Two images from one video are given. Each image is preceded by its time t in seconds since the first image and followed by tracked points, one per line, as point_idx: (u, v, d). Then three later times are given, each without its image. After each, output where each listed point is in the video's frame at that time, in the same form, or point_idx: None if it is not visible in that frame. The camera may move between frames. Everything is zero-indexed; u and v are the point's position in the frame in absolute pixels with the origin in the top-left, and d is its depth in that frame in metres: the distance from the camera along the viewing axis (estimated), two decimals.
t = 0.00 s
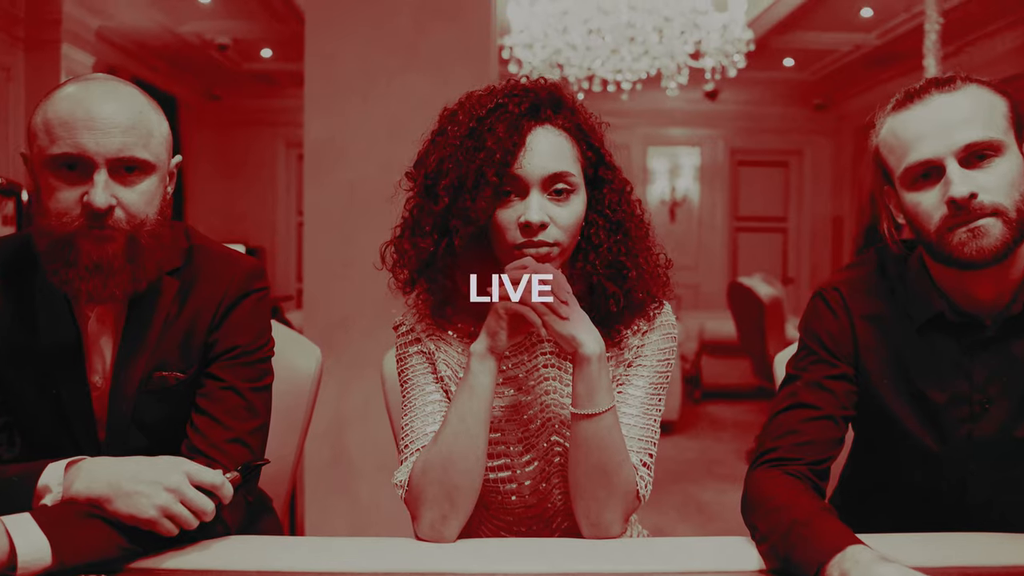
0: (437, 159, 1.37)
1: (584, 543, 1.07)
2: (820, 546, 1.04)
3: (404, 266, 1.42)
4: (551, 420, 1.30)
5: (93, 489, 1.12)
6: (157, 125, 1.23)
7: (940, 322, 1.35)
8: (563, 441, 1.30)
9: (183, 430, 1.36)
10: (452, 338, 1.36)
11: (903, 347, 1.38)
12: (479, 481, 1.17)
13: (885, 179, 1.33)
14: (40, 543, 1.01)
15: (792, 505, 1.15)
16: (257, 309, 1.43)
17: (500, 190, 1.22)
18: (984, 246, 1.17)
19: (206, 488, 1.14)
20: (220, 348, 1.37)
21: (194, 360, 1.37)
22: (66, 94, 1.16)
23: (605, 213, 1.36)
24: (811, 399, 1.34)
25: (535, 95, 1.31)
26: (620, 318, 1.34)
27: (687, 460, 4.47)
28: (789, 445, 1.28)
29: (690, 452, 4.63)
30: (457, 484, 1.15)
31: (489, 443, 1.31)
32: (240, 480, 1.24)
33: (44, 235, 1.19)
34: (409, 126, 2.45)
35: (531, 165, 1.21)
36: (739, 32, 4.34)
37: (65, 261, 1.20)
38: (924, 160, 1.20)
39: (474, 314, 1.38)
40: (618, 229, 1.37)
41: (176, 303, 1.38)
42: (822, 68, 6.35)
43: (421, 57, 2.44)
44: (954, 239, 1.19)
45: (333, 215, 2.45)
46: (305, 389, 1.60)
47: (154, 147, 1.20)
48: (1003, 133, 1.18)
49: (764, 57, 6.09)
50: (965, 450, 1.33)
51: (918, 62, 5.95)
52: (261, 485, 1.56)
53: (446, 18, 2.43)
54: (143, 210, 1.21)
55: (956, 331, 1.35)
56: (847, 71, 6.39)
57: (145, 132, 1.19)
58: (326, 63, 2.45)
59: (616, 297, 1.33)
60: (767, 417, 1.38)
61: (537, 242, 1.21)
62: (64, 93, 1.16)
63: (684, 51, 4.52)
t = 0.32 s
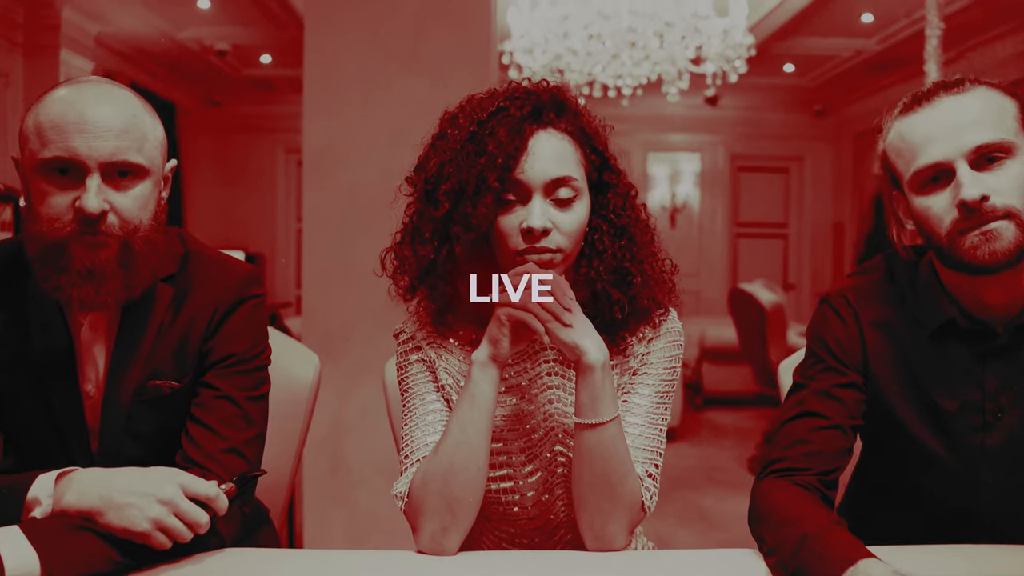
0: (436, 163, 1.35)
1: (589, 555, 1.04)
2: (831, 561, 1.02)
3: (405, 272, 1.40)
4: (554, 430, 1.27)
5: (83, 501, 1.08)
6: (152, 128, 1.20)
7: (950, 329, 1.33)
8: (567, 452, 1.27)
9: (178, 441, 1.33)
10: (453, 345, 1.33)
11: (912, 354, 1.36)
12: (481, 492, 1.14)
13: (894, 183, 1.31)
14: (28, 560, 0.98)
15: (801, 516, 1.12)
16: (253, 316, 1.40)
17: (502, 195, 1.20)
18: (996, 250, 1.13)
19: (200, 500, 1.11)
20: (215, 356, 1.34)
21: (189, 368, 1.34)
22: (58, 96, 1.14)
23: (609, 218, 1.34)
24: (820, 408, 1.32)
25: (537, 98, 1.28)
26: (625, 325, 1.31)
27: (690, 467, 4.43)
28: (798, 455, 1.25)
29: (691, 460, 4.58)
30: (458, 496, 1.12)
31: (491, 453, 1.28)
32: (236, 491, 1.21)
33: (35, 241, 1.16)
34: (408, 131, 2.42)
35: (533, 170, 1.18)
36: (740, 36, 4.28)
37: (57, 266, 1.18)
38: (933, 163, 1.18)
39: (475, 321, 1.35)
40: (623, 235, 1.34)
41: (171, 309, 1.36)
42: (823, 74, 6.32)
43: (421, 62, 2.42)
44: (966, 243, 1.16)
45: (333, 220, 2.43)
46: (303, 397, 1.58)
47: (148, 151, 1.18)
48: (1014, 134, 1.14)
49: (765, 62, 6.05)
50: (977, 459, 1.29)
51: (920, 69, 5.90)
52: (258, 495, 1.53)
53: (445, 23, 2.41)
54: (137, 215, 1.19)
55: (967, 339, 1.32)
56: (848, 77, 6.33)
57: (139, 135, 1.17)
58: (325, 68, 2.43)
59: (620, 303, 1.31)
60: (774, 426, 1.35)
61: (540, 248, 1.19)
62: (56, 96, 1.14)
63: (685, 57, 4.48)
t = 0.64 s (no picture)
0: (436, 166, 1.32)
1: (594, 567, 1.01)
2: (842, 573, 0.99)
3: (405, 278, 1.38)
4: (557, 439, 1.25)
5: (74, 513, 1.05)
6: (146, 131, 1.18)
7: (961, 337, 1.30)
8: (570, 462, 1.24)
9: (172, 452, 1.30)
10: (454, 353, 1.30)
11: (922, 362, 1.33)
12: (483, 503, 1.11)
13: (903, 187, 1.29)
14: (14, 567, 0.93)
15: (811, 527, 1.10)
16: (250, 324, 1.37)
17: (503, 200, 1.18)
18: (1012, 255, 1.12)
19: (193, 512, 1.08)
20: (210, 364, 1.31)
21: (183, 377, 1.32)
22: (50, 98, 1.12)
23: (613, 223, 1.31)
24: (827, 417, 1.29)
25: (539, 100, 1.26)
26: (629, 332, 1.29)
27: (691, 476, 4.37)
28: (806, 465, 1.22)
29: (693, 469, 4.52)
30: (459, 507, 1.09)
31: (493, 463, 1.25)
32: (231, 502, 1.18)
33: (25, 247, 1.13)
34: (408, 136, 2.40)
35: (536, 173, 1.16)
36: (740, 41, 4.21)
37: (49, 273, 1.15)
38: (947, 165, 1.15)
39: (476, 328, 1.33)
40: (627, 239, 1.32)
41: (166, 316, 1.33)
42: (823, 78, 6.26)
43: (420, 66, 2.39)
44: (979, 247, 1.14)
45: (332, 226, 2.40)
46: (299, 406, 1.55)
47: (142, 154, 1.16)
48: None
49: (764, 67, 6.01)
50: (988, 468, 1.27)
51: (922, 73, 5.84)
52: (254, 506, 1.50)
53: (445, 27, 2.39)
54: (130, 220, 1.17)
55: (978, 346, 1.29)
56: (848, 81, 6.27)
57: (132, 138, 1.14)
58: (324, 72, 2.41)
59: (625, 310, 1.28)
60: (781, 435, 1.32)
61: (542, 253, 1.16)
62: (48, 98, 1.12)
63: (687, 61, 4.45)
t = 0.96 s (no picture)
0: (437, 168, 1.30)
1: None
2: None
3: (405, 282, 1.35)
4: (560, 447, 1.22)
5: (64, 522, 1.03)
6: (140, 132, 1.16)
7: (970, 340, 1.27)
8: (574, 470, 1.21)
9: (167, 461, 1.27)
10: (456, 359, 1.27)
11: (930, 367, 1.30)
12: (484, 512, 1.09)
13: (916, 185, 1.27)
14: None
15: (821, 538, 1.07)
16: (247, 328, 1.34)
17: (506, 201, 1.15)
18: None
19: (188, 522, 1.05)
20: (205, 370, 1.28)
21: (178, 382, 1.29)
22: (42, 97, 1.09)
23: (617, 225, 1.29)
24: (835, 423, 1.26)
25: (542, 99, 1.23)
26: (634, 337, 1.26)
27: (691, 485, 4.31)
28: (814, 473, 1.20)
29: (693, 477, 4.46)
30: (459, 517, 1.07)
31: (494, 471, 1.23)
32: (226, 511, 1.16)
33: (16, 249, 1.12)
34: (407, 138, 2.37)
35: (539, 174, 1.13)
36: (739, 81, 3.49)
37: (40, 275, 1.13)
38: (966, 163, 1.13)
39: (478, 333, 1.30)
40: (632, 242, 1.29)
41: (160, 320, 1.30)
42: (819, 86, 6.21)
43: (420, 69, 2.37)
44: (998, 248, 1.12)
45: (331, 230, 2.38)
46: (297, 412, 1.52)
47: (136, 154, 1.13)
48: None
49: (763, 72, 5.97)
50: (1000, 475, 1.24)
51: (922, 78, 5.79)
52: (250, 514, 1.48)
53: (445, 30, 2.38)
54: (124, 222, 1.14)
55: (988, 350, 1.27)
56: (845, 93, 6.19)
57: (126, 138, 1.12)
58: (323, 74, 2.39)
59: (630, 314, 1.25)
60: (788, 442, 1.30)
61: (545, 257, 1.14)
62: (40, 97, 1.10)
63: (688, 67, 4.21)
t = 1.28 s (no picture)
0: (439, 168, 1.27)
1: None
2: None
3: (406, 284, 1.32)
4: (564, 454, 1.19)
5: (53, 531, 1.01)
6: (136, 131, 1.14)
7: (982, 345, 1.25)
8: (578, 478, 1.19)
9: (161, 468, 1.25)
10: (457, 364, 1.25)
11: (942, 373, 1.27)
12: (486, 520, 1.06)
13: (931, 183, 1.24)
14: None
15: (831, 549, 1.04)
16: (242, 334, 1.31)
17: (509, 202, 1.14)
18: None
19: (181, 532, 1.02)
20: (200, 375, 1.25)
21: (173, 388, 1.26)
22: (36, 95, 1.08)
23: (623, 227, 1.26)
24: (844, 429, 1.22)
25: (546, 98, 1.21)
26: (640, 342, 1.23)
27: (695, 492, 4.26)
28: (823, 480, 1.17)
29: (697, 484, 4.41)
30: (460, 525, 1.05)
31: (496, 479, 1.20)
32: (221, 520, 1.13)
33: (8, 250, 1.09)
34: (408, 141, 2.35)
35: (544, 174, 1.12)
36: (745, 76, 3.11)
37: (31, 278, 1.10)
38: (987, 164, 1.11)
39: (481, 338, 1.27)
40: (637, 245, 1.27)
41: (155, 324, 1.27)
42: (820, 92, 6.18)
43: (420, 72, 2.35)
44: (1016, 253, 1.11)
45: (331, 235, 2.35)
46: (295, 418, 1.49)
47: (132, 154, 1.12)
48: None
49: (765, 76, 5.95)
50: (1012, 483, 1.22)
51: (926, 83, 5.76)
52: (246, 522, 1.45)
53: (445, 33, 2.35)
54: (118, 223, 1.12)
55: (1000, 355, 1.25)
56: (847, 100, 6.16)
57: (120, 137, 1.10)
58: (324, 76, 2.37)
59: (636, 318, 1.22)
60: (796, 449, 1.27)
61: (548, 259, 1.12)
62: (35, 95, 1.08)
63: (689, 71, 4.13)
